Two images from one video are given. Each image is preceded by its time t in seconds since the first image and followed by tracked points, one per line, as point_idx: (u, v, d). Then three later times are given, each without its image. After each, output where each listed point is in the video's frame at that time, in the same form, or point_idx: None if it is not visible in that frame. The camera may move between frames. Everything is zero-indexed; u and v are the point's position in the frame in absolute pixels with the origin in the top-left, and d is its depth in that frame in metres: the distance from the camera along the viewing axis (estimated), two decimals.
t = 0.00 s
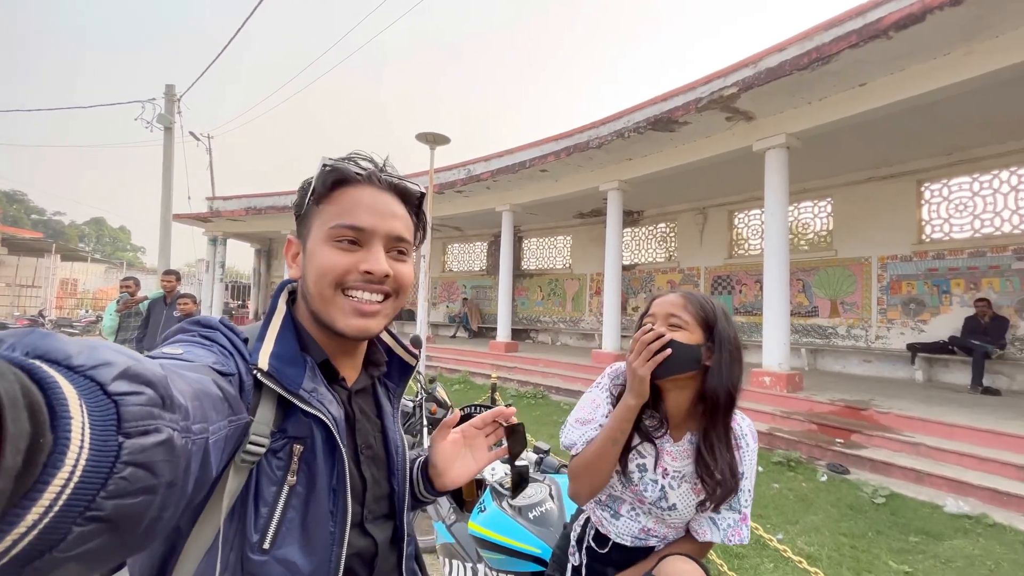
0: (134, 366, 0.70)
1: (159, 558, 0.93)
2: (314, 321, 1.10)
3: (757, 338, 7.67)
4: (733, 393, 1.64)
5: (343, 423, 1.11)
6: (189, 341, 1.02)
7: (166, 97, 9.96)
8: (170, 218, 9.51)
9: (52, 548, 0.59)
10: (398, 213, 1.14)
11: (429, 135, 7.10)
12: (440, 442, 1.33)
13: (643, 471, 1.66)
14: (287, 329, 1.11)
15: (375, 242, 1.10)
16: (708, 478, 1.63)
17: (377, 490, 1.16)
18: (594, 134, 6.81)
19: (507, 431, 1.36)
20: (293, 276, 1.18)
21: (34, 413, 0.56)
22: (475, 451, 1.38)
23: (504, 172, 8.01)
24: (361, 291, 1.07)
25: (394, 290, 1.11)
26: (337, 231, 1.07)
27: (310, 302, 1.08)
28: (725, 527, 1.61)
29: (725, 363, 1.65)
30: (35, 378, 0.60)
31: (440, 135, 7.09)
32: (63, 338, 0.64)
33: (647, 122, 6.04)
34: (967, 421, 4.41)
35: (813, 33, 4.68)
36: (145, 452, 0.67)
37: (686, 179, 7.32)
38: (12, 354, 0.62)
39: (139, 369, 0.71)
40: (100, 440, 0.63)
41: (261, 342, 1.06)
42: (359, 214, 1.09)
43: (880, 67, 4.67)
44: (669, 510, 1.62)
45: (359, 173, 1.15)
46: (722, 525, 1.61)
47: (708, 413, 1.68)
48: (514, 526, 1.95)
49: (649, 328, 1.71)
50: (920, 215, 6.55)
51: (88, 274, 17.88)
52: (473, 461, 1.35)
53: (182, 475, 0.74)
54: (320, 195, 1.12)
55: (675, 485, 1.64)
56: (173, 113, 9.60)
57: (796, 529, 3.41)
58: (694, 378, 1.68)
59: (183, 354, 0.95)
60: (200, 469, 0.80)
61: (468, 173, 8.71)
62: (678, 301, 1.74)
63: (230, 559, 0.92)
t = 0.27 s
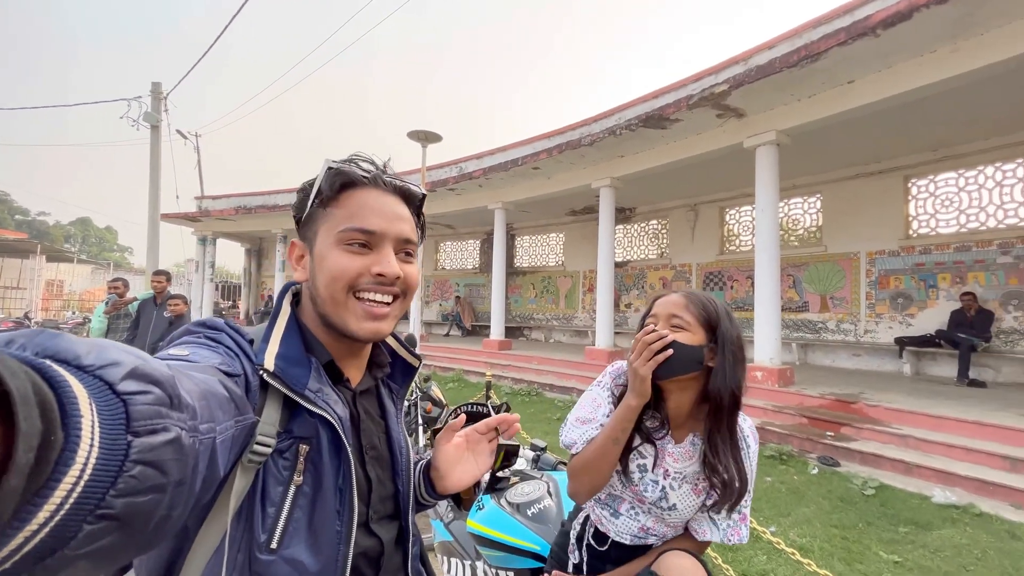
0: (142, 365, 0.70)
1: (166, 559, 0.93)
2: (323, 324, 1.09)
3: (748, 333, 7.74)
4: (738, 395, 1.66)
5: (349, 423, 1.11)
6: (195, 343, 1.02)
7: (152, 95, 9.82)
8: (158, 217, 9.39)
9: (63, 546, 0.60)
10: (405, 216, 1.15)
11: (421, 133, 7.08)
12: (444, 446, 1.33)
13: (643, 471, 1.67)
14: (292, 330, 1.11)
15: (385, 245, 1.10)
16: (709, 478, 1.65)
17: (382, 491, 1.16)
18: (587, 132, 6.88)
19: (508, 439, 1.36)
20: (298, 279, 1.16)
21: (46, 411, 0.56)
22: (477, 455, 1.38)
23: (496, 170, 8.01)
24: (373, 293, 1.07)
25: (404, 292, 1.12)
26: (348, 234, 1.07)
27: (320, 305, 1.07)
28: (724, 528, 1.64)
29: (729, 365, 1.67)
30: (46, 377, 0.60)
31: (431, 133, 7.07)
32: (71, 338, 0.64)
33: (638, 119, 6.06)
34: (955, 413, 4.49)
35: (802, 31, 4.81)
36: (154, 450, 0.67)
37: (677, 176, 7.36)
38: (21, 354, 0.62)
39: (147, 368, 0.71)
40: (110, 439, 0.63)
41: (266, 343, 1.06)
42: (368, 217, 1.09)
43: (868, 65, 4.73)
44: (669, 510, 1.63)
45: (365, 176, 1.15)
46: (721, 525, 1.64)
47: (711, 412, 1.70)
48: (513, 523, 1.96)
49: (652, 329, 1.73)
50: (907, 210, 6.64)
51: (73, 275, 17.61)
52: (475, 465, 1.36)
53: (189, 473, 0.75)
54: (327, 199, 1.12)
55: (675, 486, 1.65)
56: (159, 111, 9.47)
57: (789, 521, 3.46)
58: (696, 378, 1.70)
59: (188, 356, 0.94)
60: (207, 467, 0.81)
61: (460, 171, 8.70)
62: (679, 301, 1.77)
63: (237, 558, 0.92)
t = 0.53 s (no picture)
0: (150, 368, 0.70)
1: (172, 562, 0.92)
2: (331, 329, 1.09)
3: (740, 329, 7.81)
4: (731, 390, 1.69)
5: (354, 425, 1.11)
6: (201, 346, 1.01)
7: (138, 92, 9.66)
8: (146, 218, 9.27)
9: (74, 548, 0.59)
10: (411, 221, 1.15)
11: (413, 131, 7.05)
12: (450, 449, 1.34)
13: (642, 465, 1.68)
14: (298, 334, 1.11)
15: (393, 250, 1.10)
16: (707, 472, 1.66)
17: (386, 494, 1.16)
18: (579, 129, 6.89)
19: (511, 446, 1.38)
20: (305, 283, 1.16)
21: (56, 413, 0.57)
22: (480, 461, 1.39)
23: (488, 168, 7.99)
24: (381, 299, 1.07)
25: (410, 297, 1.12)
26: (356, 239, 1.07)
27: (328, 310, 1.07)
28: (720, 520, 1.67)
29: (724, 361, 1.70)
30: (56, 381, 0.61)
31: (423, 131, 7.04)
32: (81, 342, 0.65)
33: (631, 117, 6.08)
34: (943, 406, 4.57)
35: (792, 29, 4.82)
36: (162, 453, 0.66)
37: (669, 173, 7.39)
38: (33, 359, 0.63)
39: (155, 371, 0.71)
40: (119, 442, 0.63)
41: (272, 346, 1.06)
42: (375, 222, 1.08)
43: (857, 62, 4.77)
44: (667, 503, 1.64)
45: (371, 182, 1.15)
46: (718, 517, 1.67)
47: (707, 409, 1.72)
48: (512, 522, 1.97)
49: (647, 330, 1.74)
50: (895, 206, 6.72)
51: (59, 275, 17.33)
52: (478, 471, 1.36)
53: (198, 476, 0.74)
54: (334, 204, 1.11)
55: (674, 479, 1.66)
56: (145, 109, 9.33)
57: (782, 515, 3.51)
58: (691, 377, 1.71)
59: (194, 359, 0.94)
60: (213, 470, 0.80)
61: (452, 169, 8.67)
62: (673, 302, 1.76)
63: (243, 562, 0.92)
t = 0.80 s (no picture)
0: (148, 371, 0.69)
1: (170, 566, 0.91)
2: (326, 329, 1.08)
3: (735, 327, 7.85)
4: (717, 379, 1.73)
5: (353, 427, 1.11)
6: (199, 349, 1.00)
7: (128, 91, 9.57)
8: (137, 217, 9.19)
9: (70, 552, 0.58)
10: (406, 222, 1.14)
11: (407, 129, 7.02)
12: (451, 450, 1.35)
13: (636, 452, 1.69)
14: (296, 336, 1.10)
15: (387, 251, 1.09)
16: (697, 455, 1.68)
17: (385, 496, 1.15)
18: (574, 128, 6.88)
19: (511, 449, 1.39)
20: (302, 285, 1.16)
21: (52, 415, 0.56)
22: (479, 464, 1.39)
23: (483, 167, 7.98)
24: (376, 300, 1.06)
25: (406, 298, 1.11)
26: (350, 240, 1.06)
27: (323, 311, 1.06)
28: (712, 504, 1.64)
29: (708, 350, 1.73)
30: (52, 384, 0.60)
31: (418, 130, 7.02)
32: (77, 345, 0.64)
33: (626, 115, 6.08)
34: (934, 402, 4.61)
35: (785, 28, 4.83)
36: (160, 456, 0.65)
37: (663, 171, 7.41)
38: (28, 361, 0.62)
39: (153, 374, 0.70)
40: (116, 445, 0.62)
41: (270, 347, 1.05)
42: (370, 223, 1.08)
43: (849, 61, 4.80)
44: (662, 490, 1.65)
45: (367, 183, 1.14)
46: (710, 502, 1.64)
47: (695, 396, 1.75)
48: (510, 522, 1.97)
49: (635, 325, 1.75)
50: (887, 204, 6.77)
51: (49, 275, 17.14)
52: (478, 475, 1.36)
53: (196, 479, 0.73)
54: (329, 206, 1.11)
55: (666, 463, 1.67)
56: (136, 108, 9.24)
57: (776, 511, 3.53)
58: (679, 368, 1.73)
59: (192, 362, 0.93)
60: (211, 473, 0.80)
61: (447, 168, 8.66)
62: (658, 297, 1.78)
63: (242, 564, 0.92)
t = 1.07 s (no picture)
0: (141, 369, 0.69)
1: (165, 566, 0.91)
2: (315, 328, 1.08)
3: (730, 326, 7.88)
4: (683, 360, 1.83)
5: (350, 426, 1.10)
6: (194, 348, 1.00)
7: (122, 90, 9.50)
8: (131, 217, 9.13)
9: (64, 552, 0.58)
10: (396, 219, 1.13)
11: (403, 129, 7.01)
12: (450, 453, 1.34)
13: (625, 436, 1.71)
14: (292, 334, 1.10)
15: (375, 249, 1.08)
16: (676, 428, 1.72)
17: (382, 495, 1.15)
18: (570, 128, 6.88)
19: (511, 450, 1.37)
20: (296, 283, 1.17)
21: (46, 415, 0.56)
22: (478, 464, 1.38)
23: (479, 167, 7.98)
24: (362, 298, 1.06)
25: (394, 296, 1.10)
26: (336, 239, 1.06)
27: (311, 310, 1.07)
28: (698, 473, 1.67)
29: (675, 335, 1.83)
30: (45, 383, 0.59)
31: (414, 129, 7.01)
32: (70, 342, 0.63)
33: (622, 115, 6.09)
34: (928, 400, 4.65)
35: (780, 28, 4.85)
36: (154, 456, 0.65)
37: (659, 171, 7.43)
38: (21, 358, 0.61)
39: (147, 372, 0.70)
40: (110, 444, 0.61)
41: (266, 346, 1.04)
42: (356, 221, 1.07)
43: (844, 61, 4.82)
44: (653, 469, 1.66)
45: (358, 181, 1.13)
46: (694, 471, 1.67)
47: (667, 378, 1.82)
48: (507, 521, 1.97)
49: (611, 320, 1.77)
50: (882, 204, 6.81)
51: (42, 276, 17.01)
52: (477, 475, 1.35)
53: (190, 478, 0.73)
54: (319, 204, 1.11)
55: (653, 441, 1.70)
56: (130, 107, 9.19)
57: (772, 509, 3.55)
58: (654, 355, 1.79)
59: (187, 361, 0.93)
60: (207, 472, 0.79)
61: (443, 167, 8.66)
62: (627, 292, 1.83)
63: (238, 564, 0.91)
